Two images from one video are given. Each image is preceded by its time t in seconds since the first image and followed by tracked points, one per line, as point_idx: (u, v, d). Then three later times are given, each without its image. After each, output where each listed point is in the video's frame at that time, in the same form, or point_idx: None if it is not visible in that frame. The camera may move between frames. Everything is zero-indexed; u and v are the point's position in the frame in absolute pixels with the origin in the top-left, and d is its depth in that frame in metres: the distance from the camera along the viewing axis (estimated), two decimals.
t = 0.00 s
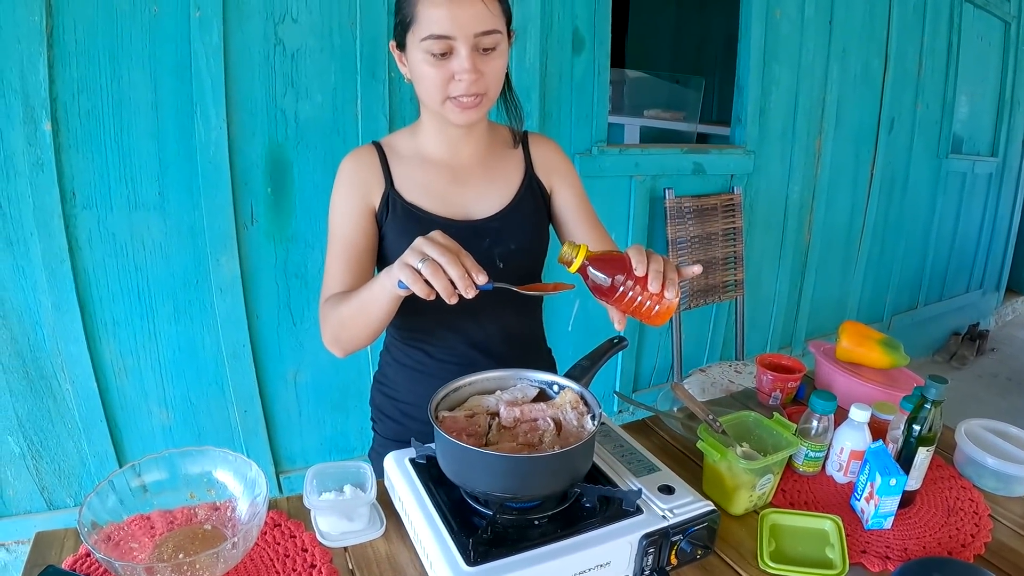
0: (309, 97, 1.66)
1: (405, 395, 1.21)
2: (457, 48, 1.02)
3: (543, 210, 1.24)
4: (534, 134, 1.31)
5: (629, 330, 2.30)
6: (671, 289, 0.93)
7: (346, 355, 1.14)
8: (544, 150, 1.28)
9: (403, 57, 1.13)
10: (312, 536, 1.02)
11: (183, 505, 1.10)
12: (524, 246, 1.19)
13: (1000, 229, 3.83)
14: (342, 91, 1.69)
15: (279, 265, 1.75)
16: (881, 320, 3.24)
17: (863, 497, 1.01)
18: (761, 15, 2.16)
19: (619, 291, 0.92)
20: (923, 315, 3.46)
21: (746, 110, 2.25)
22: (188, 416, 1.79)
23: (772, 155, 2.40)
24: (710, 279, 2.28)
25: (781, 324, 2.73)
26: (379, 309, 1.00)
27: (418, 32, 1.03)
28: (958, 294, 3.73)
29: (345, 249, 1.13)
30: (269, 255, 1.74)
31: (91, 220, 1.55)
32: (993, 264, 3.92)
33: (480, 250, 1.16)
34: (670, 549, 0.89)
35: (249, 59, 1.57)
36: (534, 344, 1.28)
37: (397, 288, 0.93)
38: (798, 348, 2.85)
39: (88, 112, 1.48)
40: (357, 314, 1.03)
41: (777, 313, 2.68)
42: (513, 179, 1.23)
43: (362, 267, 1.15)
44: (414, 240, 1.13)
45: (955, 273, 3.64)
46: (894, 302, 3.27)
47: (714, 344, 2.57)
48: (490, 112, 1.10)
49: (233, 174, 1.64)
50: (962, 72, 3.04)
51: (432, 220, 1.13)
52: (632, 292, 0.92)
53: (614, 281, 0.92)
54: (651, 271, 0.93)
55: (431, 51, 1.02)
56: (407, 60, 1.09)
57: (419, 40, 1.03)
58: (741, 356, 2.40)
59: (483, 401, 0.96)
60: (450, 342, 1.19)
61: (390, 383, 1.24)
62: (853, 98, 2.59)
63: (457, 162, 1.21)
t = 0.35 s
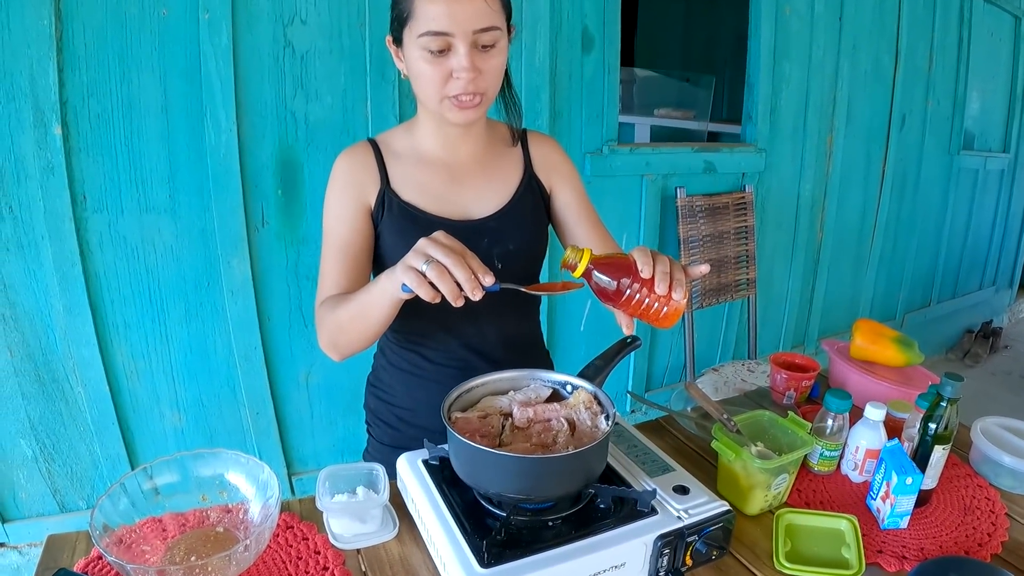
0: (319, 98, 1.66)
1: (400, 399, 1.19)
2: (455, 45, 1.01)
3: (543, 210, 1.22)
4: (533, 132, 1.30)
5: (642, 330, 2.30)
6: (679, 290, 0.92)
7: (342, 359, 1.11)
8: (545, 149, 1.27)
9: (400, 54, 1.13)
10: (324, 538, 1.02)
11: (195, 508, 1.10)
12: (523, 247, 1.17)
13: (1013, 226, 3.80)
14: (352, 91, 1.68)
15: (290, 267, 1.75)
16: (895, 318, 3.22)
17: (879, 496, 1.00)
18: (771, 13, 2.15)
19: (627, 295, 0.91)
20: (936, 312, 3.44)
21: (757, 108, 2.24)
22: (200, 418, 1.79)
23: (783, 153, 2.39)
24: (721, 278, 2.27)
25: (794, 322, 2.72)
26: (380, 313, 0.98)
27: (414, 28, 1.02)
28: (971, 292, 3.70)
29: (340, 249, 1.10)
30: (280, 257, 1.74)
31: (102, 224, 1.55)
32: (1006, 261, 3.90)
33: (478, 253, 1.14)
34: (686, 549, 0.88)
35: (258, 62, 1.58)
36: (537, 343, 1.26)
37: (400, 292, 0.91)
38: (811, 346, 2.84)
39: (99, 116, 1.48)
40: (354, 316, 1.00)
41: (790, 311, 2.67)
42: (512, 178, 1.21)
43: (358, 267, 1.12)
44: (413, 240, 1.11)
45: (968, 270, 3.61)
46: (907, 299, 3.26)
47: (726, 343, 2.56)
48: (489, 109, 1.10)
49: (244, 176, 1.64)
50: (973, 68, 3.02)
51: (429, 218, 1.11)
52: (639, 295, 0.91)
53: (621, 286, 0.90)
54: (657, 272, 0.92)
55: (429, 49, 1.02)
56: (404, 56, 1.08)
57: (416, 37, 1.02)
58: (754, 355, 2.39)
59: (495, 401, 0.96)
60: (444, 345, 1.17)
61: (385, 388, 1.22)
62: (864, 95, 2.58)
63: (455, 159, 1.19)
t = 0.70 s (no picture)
0: (327, 95, 1.65)
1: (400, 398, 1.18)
2: (460, 42, 1.00)
3: (547, 206, 1.22)
4: (538, 129, 1.29)
5: (650, 329, 2.29)
6: (687, 288, 0.90)
7: (344, 359, 1.10)
8: (550, 146, 1.26)
9: (403, 49, 1.12)
10: (331, 538, 1.01)
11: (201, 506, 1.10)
12: (527, 245, 1.17)
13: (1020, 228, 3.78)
14: (360, 88, 1.68)
15: (297, 265, 1.75)
16: (902, 320, 3.21)
17: (889, 499, 1.00)
18: (781, 12, 2.14)
19: (634, 294, 0.90)
20: (943, 314, 3.43)
21: (766, 107, 2.23)
22: (206, 416, 1.79)
23: (792, 153, 2.38)
24: (729, 278, 2.26)
25: (802, 323, 2.71)
26: (382, 312, 0.97)
27: (419, 24, 1.01)
28: (979, 293, 3.69)
29: (342, 247, 1.09)
30: (287, 254, 1.73)
31: (109, 220, 1.55)
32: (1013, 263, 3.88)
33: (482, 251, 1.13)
34: (696, 551, 0.88)
35: (266, 57, 1.57)
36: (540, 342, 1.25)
37: (402, 292, 0.91)
38: (818, 347, 2.83)
39: (106, 111, 1.48)
40: (356, 316, 1.00)
41: (797, 312, 2.66)
42: (516, 175, 1.20)
43: (360, 266, 1.11)
44: (415, 238, 1.10)
45: (975, 272, 3.60)
46: (914, 301, 3.25)
47: (733, 343, 2.55)
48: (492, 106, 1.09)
49: (251, 173, 1.63)
50: (982, 68, 3.00)
51: (432, 216, 1.10)
52: (647, 294, 0.90)
53: (626, 287, 0.89)
54: (663, 271, 0.91)
55: (434, 44, 1.01)
56: (408, 52, 1.07)
57: (421, 32, 1.01)
58: (762, 355, 2.38)
59: (505, 401, 0.95)
60: (448, 344, 1.16)
61: (388, 387, 1.21)
62: (873, 95, 2.56)
63: (458, 157, 1.18)
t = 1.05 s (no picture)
0: (324, 108, 1.67)
1: (391, 414, 1.19)
2: (454, 62, 1.02)
3: (538, 224, 1.24)
4: (529, 148, 1.31)
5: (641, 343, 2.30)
6: (673, 310, 0.92)
7: (336, 374, 1.11)
8: (541, 166, 1.28)
9: (398, 68, 1.13)
10: (323, 550, 1.03)
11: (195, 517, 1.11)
12: (518, 263, 1.18)
13: (1012, 243, 3.81)
14: (357, 102, 1.69)
15: (292, 275, 1.76)
16: (893, 334, 3.23)
17: (873, 517, 1.01)
18: (776, 30, 2.17)
19: (622, 316, 0.91)
20: (934, 328, 3.45)
21: (760, 124, 2.25)
22: (199, 424, 1.80)
23: (785, 169, 2.40)
24: (721, 293, 2.28)
25: (793, 337, 2.73)
26: (375, 330, 0.99)
27: (413, 44, 1.03)
28: (970, 308, 3.71)
29: (335, 264, 1.10)
30: (282, 265, 1.75)
31: (106, 229, 1.56)
32: (1005, 279, 3.91)
33: (473, 269, 1.15)
34: (681, 568, 0.89)
35: (264, 69, 1.58)
36: (529, 358, 1.27)
37: (394, 312, 0.92)
38: (809, 361, 2.85)
39: (104, 121, 1.49)
40: (349, 333, 1.01)
41: (788, 326, 2.68)
42: (507, 193, 1.22)
43: (352, 283, 1.12)
44: (406, 255, 1.11)
45: (967, 286, 3.62)
46: (905, 314, 3.27)
47: (724, 357, 2.57)
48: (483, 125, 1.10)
49: (248, 183, 1.65)
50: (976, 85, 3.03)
51: (425, 234, 1.12)
52: (634, 317, 0.92)
53: (615, 311, 0.91)
54: (650, 294, 0.92)
55: (428, 64, 1.03)
56: (402, 70, 1.09)
57: (415, 53, 1.03)
58: (752, 370, 2.40)
59: (496, 418, 0.97)
60: (439, 361, 1.17)
61: (379, 403, 1.22)
62: (867, 111, 2.59)
63: (450, 176, 1.20)
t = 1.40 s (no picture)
0: (319, 124, 1.69)
1: (381, 430, 1.20)
2: (445, 83, 1.03)
3: (527, 241, 1.25)
4: (518, 167, 1.32)
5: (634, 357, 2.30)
6: (659, 330, 0.93)
7: (324, 390, 1.12)
8: (532, 186, 1.30)
9: (390, 86, 1.14)
10: (314, 565, 1.03)
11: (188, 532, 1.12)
12: (506, 279, 1.19)
13: (1006, 257, 3.82)
14: (351, 119, 1.71)
15: (286, 289, 1.77)
16: (886, 348, 3.23)
17: (861, 534, 1.02)
18: (768, 46, 2.19)
19: (610, 337, 0.92)
20: (928, 341, 3.46)
21: (753, 140, 2.27)
22: (192, 437, 1.81)
23: (778, 184, 2.42)
24: (713, 308, 2.29)
25: (786, 350, 2.73)
26: (364, 346, 0.99)
27: (405, 64, 1.04)
28: (962, 321, 3.72)
29: (324, 280, 1.11)
30: (276, 278, 1.76)
31: (101, 243, 1.57)
32: (998, 292, 3.92)
33: (463, 287, 1.16)
34: None
35: (258, 85, 1.60)
36: (518, 374, 1.28)
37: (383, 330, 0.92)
38: (802, 375, 2.86)
39: (100, 137, 1.51)
40: (338, 349, 1.02)
41: (781, 339, 2.69)
42: (497, 211, 1.24)
43: (340, 300, 1.13)
44: (395, 274, 1.12)
45: (960, 299, 3.63)
46: (898, 328, 3.27)
47: (717, 371, 2.58)
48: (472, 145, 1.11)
49: (242, 198, 1.66)
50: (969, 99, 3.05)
51: (413, 252, 1.13)
52: (623, 336, 0.92)
53: (601, 332, 0.92)
54: (637, 315, 0.93)
55: (419, 85, 1.04)
56: (394, 89, 1.10)
57: (406, 72, 1.04)
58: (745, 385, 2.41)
59: (485, 436, 0.98)
60: (429, 378, 1.18)
61: (370, 419, 1.23)
62: (859, 126, 2.60)
63: (440, 195, 1.21)
